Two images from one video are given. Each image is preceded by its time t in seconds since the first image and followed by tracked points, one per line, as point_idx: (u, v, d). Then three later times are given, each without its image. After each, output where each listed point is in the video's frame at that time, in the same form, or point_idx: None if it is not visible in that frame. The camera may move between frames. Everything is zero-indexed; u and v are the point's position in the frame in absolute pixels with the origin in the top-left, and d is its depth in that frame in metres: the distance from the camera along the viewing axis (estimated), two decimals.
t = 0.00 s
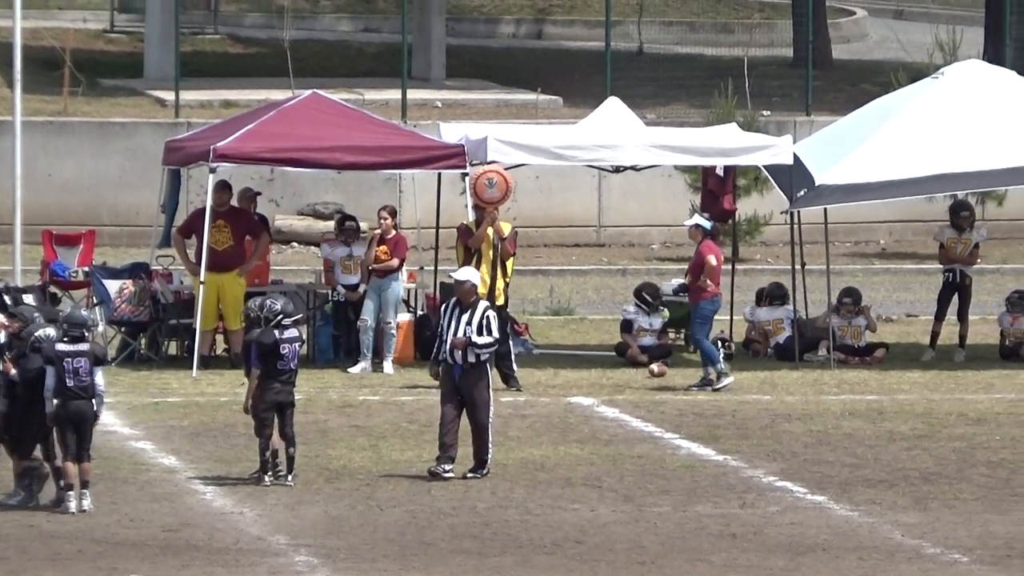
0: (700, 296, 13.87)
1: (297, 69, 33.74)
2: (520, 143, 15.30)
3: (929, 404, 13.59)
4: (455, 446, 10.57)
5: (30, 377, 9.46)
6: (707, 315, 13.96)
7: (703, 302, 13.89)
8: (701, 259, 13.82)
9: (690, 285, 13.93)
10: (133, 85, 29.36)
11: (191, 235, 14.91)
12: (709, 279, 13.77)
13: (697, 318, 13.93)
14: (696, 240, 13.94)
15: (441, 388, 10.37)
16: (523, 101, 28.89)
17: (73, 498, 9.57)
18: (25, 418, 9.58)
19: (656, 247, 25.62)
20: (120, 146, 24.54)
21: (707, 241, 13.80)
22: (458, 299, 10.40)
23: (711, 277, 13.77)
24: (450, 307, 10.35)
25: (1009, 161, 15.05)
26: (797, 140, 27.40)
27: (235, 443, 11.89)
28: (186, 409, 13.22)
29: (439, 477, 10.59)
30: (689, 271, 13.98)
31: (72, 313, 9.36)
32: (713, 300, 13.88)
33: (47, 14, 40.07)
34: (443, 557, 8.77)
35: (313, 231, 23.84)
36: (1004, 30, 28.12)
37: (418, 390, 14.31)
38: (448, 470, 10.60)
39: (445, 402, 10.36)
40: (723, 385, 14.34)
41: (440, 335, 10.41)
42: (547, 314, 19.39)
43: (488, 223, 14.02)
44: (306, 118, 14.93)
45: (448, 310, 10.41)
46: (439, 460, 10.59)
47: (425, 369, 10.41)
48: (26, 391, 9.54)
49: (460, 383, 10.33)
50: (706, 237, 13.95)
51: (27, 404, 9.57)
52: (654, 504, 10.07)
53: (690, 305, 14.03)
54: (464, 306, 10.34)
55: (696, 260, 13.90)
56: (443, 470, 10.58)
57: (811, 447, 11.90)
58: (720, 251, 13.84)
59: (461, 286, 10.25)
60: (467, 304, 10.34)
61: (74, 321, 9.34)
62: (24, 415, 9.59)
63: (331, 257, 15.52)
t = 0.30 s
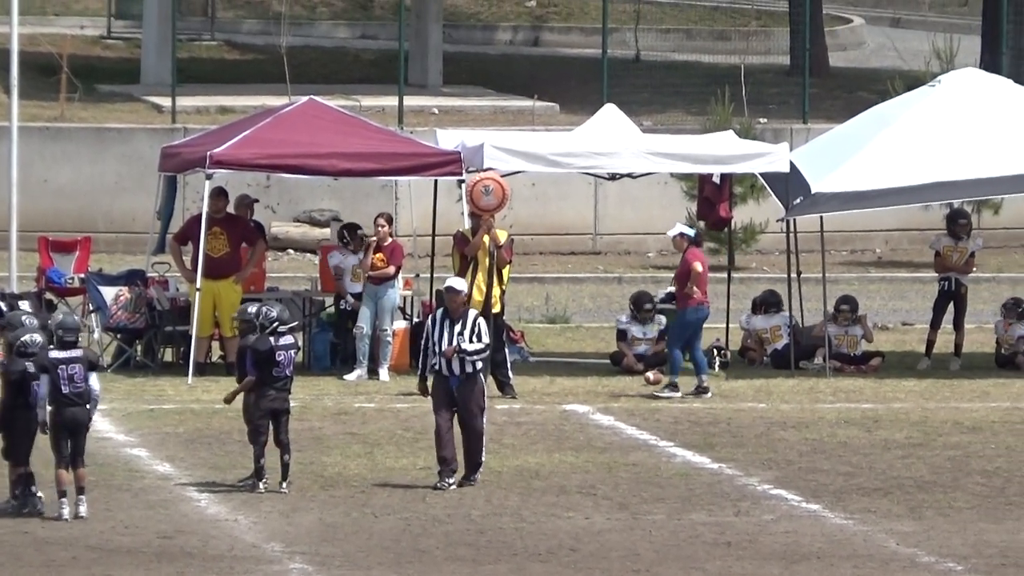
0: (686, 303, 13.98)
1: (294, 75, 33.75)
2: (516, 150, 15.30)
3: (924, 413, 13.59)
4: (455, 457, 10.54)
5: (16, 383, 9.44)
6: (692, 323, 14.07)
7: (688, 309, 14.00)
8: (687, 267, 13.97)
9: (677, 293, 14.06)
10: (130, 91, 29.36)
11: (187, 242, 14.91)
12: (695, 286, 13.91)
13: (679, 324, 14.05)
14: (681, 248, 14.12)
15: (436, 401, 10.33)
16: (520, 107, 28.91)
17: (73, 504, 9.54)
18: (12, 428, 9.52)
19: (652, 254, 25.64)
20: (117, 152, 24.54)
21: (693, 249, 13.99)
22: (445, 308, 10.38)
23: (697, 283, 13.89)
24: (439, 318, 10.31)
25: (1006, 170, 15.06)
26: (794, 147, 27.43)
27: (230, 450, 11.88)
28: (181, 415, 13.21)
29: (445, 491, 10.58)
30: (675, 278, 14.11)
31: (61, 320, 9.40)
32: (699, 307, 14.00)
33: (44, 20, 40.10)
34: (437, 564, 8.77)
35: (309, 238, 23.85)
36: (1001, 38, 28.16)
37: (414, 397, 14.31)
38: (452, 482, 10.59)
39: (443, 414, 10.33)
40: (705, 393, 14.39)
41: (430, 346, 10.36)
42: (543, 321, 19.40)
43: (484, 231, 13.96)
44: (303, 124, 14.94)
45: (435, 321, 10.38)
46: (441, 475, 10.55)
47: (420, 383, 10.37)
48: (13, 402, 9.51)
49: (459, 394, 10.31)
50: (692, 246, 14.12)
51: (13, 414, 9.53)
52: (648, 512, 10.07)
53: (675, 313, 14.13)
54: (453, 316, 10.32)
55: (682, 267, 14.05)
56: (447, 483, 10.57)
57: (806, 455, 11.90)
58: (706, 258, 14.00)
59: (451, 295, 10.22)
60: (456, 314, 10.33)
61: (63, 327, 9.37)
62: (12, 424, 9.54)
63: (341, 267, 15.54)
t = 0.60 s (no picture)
0: (659, 312, 14.01)
1: (287, 80, 33.75)
2: (509, 156, 15.32)
3: (917, 420, 13.60)
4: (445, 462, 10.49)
5: (6, 389, 9.36)
6: (666, 332, 14.03)
7: (661, 319, 13.99)
8: (659, 277, 13.91)
9: (650, 302, 14.08)
10: (124, 95, 29.35)
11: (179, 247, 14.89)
12: (668, 295, 13.92)
13: (655, 335, 14.03)
14: (656, 257, 14.04)
15: (425, 406, 10.30)
16: (513, 113, 28.92)
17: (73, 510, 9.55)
18: None
19: (645, 261, 25.68)
20: (110, 156, 24.53)
21: (666, 259, 13.91)
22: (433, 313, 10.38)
23: (670, 293, 13.89)
24: (428, 323, 10.31)
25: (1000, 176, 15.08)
26: (787, 154, 27.47)
27: (223, 455, 11.87)
28: (174, 420, 13.20)
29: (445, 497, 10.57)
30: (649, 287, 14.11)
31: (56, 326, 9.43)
32: (673, 316, 13.99)
33: (37, 25, 40.09)
34: (430, 570, 8.76)
35: (302, 243, 23.87)
36: (995, 45, 28.20)
37: (407, 403, 14.30)
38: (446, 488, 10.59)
39: (433, 418, 10.29)
40: (697, 399, 14.46)
41: (418, 351, 10.34)
42: (536, 327, 19.40)
43: (477, 236, 14.02)
44: (295, 130, 14.93)
45: (423, 326, 10.37)
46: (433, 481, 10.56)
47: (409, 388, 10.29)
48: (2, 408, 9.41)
49: (450, 398, 10.27)
50: (666, 254, 14.04)
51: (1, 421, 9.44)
52: (641, 519, 10.07)
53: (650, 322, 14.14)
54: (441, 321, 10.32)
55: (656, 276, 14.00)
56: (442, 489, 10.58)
57: (799, 461, 11.91)
58: (680, 267, 13.95)
59: (440, 300, 10.23)
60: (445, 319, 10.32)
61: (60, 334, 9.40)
62: None
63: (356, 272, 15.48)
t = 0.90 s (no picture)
0: (631, 315, 14.07)
1: (283, 85, 33.75)
2: (505, 160, 15.32)
3: (914, 424, 13.61)
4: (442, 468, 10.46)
5: (6, 394, 9.31)
6: (643, 334, 14.11)
7: (636, 321, 14.06)
8: (630, 279, 14.02)
9: (624, 305, 14.15)
10: (120, 100, 29.36)
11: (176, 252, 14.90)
12: (639, 298, 13.98)
13: (631, 340, 14.08)
14: (629, 260, 14.16)
15: (426, 417, 10.18)
16: (509, 118, 28.94)
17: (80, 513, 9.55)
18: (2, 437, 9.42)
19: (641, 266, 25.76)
20: (106, 161, 24.52)
21: (640, 262, 14.04)
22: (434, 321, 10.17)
23: (640, 295, 13.97)
24: (431, 333, 10.12)
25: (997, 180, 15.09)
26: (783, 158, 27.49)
27: (220, 459, 11.87)
28: (170, 425, 13.20)
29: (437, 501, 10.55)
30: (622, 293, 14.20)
31: (60, 330, 9.34)
32: (645, 318, 14.07)
33: (33, 30, 40.11)
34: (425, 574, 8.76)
35: (298, 248, 23.87)
36: (990, 50, 28.23)
37: (403, 407, 14.30)
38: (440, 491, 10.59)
39: (432, 430, 10.19)
40: (665, 393, 14.44)
41: (418, 359, 10.14)
42: (532, 332, 19.41)
43: (473, 241, 14.05)
44: (291, 135, 14.93)
45: (425, 334, 10.17)
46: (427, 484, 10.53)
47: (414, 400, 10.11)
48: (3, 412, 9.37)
49: (451, 409, 10.17)
50: (639, 258, 14.15)
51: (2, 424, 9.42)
52: (637, 523, 10.07)
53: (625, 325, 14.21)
54: (444, 331, 10.13)
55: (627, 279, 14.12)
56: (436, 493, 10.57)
57: (795, 465, 11.92)
58: (651, 269, 14.08)
59: (447, 312, 10.00)
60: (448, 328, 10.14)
61: (65, 339, 9.32)
62: None
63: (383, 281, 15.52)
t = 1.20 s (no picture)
0: (610, 319, 14.05)
1: (275, 90, 33.75)
2: (496, 164, 15.33)
3: (906, 426, 13.63)
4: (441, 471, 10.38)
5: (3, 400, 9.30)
6: (623, 336, 14.12)
7: (615, 324, 14.05)
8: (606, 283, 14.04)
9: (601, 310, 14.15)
10: (111, 105, 29.35)
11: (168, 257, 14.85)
12: (617, 301, 13.99)
13: (613, 342, 14.10)
14: (604, 263, 14.16)
15: (430, 417, 10.10)
16: (501, 122, 28.97)
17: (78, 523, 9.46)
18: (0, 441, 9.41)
19: (633, 269, 25.80)
20: (97, 166, 24.51)
21: (615, 264, 14.04)
22: (437, 323, 10.20)
23: (619, 297, 13.99)
24: (435, 333, 10.16)
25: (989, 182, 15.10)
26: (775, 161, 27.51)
27: (213, 464, 11.86)
28: (163, 429, 13.18)
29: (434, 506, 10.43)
30: (598, 296, 14.18)
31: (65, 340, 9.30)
32: (624, 321, 14.06)
33: (24, 36, 40.07)
34: None
35: (290, 252, 23.86)
36: (981, 52, 28.27)
37: (396, 411, 14.30)
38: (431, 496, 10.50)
39: (435, 430, 10.12)
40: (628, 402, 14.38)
41: (422, 361, 10.14)
42: (524, 336, 19.42)
43: (465, 244, 14.08)
44: (283, 139, 14.94)
45: (428, 336, 10.19)
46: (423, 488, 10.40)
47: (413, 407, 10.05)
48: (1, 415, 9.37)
49: (454, 410, 10.15)
50: (613, 260, 14.16)
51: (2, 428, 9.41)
52: (631, 526, 10.08)
53: (604, 329, 14.21)
54: (447, 332, 10.17)
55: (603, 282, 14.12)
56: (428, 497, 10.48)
57: (788, 468, 11.93)
58: (626, 271, 14.10)
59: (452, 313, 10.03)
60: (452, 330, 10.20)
61: (68, 349, 9.28)
62: None
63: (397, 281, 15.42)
